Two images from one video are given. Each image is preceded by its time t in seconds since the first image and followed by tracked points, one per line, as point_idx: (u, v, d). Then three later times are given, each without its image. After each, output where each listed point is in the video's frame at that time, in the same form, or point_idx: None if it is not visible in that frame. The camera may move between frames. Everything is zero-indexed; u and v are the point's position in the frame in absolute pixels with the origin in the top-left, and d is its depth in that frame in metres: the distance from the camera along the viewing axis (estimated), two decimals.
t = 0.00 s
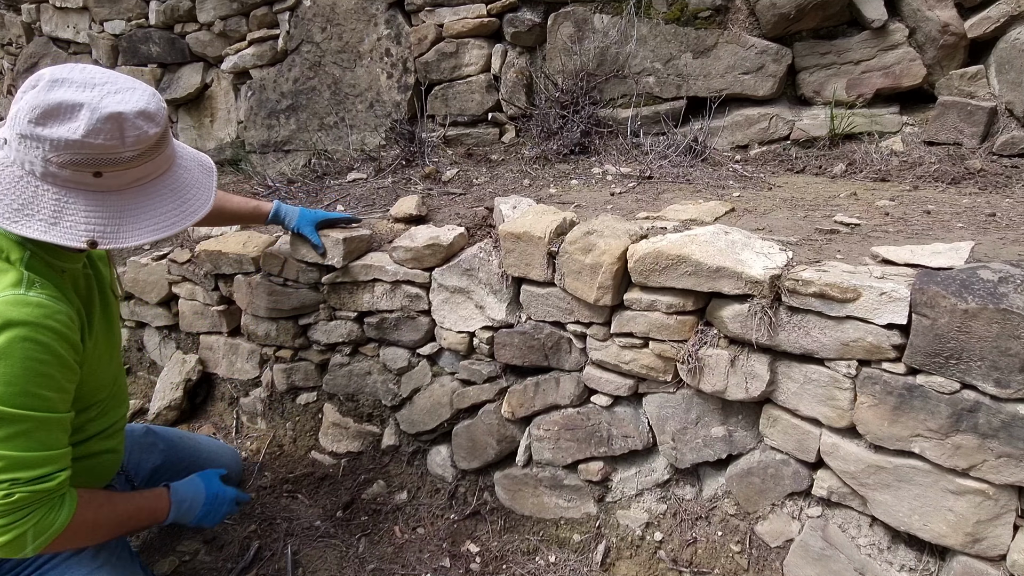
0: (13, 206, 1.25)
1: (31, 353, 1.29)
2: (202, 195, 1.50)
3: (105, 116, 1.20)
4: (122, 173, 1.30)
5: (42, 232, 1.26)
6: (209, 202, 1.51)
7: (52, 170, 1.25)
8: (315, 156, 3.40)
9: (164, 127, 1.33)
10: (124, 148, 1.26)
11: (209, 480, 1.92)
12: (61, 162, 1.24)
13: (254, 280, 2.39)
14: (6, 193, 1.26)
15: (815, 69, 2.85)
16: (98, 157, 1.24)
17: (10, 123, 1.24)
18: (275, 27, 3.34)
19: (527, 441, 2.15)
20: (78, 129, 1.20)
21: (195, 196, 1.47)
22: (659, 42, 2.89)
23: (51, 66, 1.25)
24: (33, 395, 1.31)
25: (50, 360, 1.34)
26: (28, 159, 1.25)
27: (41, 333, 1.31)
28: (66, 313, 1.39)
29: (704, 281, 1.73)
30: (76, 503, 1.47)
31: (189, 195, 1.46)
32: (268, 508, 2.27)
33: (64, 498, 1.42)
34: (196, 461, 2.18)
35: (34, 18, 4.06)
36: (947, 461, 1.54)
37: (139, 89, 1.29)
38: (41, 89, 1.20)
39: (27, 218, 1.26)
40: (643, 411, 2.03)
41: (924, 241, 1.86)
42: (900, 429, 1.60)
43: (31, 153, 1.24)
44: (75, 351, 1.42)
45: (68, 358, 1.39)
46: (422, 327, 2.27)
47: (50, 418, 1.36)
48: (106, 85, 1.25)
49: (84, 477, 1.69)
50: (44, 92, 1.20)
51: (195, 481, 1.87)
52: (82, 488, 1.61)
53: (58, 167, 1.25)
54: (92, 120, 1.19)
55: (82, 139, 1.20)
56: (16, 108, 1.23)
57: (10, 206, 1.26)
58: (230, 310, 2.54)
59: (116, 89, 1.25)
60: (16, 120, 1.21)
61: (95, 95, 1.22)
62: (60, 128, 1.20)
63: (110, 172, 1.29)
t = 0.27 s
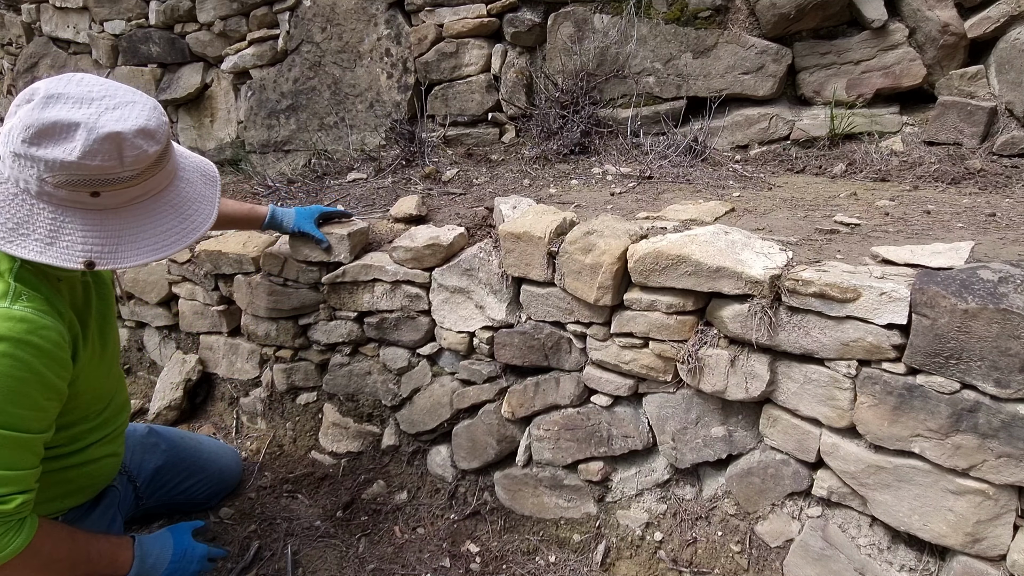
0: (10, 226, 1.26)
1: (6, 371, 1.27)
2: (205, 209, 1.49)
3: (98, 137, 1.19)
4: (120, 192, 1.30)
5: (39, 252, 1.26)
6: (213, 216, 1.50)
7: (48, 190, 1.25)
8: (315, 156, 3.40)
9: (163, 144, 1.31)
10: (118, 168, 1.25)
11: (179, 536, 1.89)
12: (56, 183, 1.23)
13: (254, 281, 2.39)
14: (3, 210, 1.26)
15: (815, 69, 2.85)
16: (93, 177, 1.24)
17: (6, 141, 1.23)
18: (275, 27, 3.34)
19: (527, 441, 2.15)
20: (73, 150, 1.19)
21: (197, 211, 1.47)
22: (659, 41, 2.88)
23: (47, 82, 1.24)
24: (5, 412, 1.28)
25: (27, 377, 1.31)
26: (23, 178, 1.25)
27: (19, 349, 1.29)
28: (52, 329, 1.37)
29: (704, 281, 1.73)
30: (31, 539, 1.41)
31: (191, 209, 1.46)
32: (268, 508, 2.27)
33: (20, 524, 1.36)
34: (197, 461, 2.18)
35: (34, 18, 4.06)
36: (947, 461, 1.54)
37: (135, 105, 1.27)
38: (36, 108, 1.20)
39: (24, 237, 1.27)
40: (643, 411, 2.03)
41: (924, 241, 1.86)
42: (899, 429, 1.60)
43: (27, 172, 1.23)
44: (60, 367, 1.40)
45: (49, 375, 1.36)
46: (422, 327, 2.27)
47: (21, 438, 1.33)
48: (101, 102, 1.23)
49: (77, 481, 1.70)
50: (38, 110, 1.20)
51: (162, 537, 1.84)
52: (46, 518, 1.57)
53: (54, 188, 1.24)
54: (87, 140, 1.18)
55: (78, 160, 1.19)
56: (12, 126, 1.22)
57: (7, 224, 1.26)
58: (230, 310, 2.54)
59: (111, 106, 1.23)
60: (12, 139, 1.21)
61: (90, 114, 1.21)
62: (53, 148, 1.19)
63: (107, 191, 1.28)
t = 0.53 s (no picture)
0: (12, 247, 1.24)
1: (24, 387, 1.27)
2: (211, 233, 1.50)
3: (113, 168, 1.18)
4: (128, 220, 1.29)
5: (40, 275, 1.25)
6: (218, 241, 1.50)
7: (56, 215, 1.23)
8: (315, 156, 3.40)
9: (175, 174, 1.31)
10: (130, 198, 1.24)
11: (190, 548, 1.86)
12: (66, 210, 1.22)
13: (254, 281, 2.39)
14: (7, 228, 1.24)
15: (815, 69, 2.85)
16: (103, 206, 1.23)
17: (15, 163, 1.21)
18: (275, 27, 3.34)
19: (527, 441, 2.15)
20: (85, 180, 1.17)
21: (203, 237, 1.47)
22: (659, 42, 2.89)
23: (62, 106, 1.21)
24: (23, 427, 1.29)
25: (44, 391, 1.31)
26: (31, 202, 1.22)
27: (36, 365, 1.29)
28: (67, 342, 1.36)
29: (704, 281, 1.73)
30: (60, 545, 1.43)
31: (197, 234, 1.46)
32: (268, 508, 2.27)
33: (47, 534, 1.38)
34: (197, 460, 2.17)
35: (34, 18, 4.06)
36: (947, 461, 1.54)
37: (150, 134, 1.25)
38: (49, 135, 1.17)
39: (26, 259, 1.25)
40: (643, 411, 2.03)
41: (924, 241, 1.86)
42: (899, 429, 1.60)
43: (35, 197, 1.21)
44: (73, 379, 1.40)
45: (65, 387, 1.37)
46: (422, 327, 2.27)
47: (39, 451, 1.33)
48: (117, 130, 1.21)
49: (78, 485, 1.69)
50: (52, 137, 1.17)
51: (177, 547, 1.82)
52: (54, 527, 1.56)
53: (62, 214, 1.23)
54: (101, 172, 1.17)
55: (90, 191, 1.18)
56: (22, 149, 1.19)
57: (10, 244, 1.24)
58: (230, 310, 2.54)
59: (127, 136, 1.22)
60: (21, 163, 1.18)
61: (105, 144, 1.19)
62: (66, 176, 1.17)
63: (115, 219, 1.28)
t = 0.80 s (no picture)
0: (42, 302, 1.27)
1: (19, 419, 1.28)
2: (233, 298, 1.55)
3: (159, 264, 1.21)
4: (159, 297, 1.34)
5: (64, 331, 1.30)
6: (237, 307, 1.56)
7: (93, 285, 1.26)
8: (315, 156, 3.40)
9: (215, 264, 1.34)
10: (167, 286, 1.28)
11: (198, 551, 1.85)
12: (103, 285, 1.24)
13: (254, 280, 2.39)
14: (40, 283, 1.26)
15: (815, 69, 2.85)
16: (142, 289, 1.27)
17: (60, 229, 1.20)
18: (275, 27, 3.34)
19: (527, 441, 2.15)
20: (129, 270, 1.20)
21: (225, 304, 1.52)
22: (659, 42, 2.89)
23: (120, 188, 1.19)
24: (18, 457, 1.30)
25: (40, 421, 1.32)
26: (70, 268, 1.24)
27: (33, 396, 1.29)
28: (67, 373, 1.37)
29: (704, 280, 1.73)
30: (53, 560, 1.44)
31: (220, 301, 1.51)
32: (268, 508, 2.27)
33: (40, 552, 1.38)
34: (196, 460, 2.17)
35: (34, 18, 4.06)
36: (947, 461, 1.54)
37: (200, 228, 1.27)
38: (103, 221, 1.16)
39: (53, 313, 1.29)
40: (643, 411, 2.03)
41: (924, 241, 1.86)
42: (899, 429, 1.60)
43: (75, 267, 1.22)
44: (72, 408, 1.40)
45: (62, 417, 1.37)
46: (422, 327, 2.27)
47: (33, 480, 1.34)
48: (170, 224, 1.22)
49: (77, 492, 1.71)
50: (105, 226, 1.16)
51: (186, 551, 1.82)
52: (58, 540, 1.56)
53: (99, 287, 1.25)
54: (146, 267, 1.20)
55: (131, 279, 1.21)
56: (70, 221, 1.18)
57: (40, 298, 1.27)
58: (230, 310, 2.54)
59: (178, 231, 1.23)
60: (68, 237, 1.18)
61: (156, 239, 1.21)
62: (112, 263, 1.19)
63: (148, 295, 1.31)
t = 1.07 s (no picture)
0: (109, 352, 1.31)
1: (59, 453, 1.30)
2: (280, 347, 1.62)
3: (236, 340, 1.29)
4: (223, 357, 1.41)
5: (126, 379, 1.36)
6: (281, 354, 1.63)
7: (164, 343, 1.31)
8: (315, 156, 3.40)
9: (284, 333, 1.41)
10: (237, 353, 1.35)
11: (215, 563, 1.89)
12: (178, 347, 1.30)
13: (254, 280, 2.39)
14: (111, 335, 1.30)
15: (815, 69, 2.85)
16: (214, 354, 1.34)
17: (145, 294, 1.24)
18: (275, 27, 3.34)
19: (527, 441, 2.15)
20: (209, 341, 1.27)
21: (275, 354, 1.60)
22: (659, 42, 2.89)
23: (214, 266, 1.23)
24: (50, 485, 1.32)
25: (77, 453, 1.33)
26: (147, 327, 1.28)
27: (75, 431, 1.31)
28: (115, 410, 1.38)
29: (704, 281, 1.73)
30: None
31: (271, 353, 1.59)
32: (268, 507, 2.27)
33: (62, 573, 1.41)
34: (198, 461, 2.17)
35: (34, 18, 4.06)
36: (947, 461, 1.54)
37: (279, 303, 1.34)
38: (196, 301, 1.21)
39: (119, 363, 1.34)
40: (643, 411, 2.03)
41: (924, 241, 1.86)
42: (900, 429, 1.60)
43: (154, 327, 1.27)
44: (110, 440, 1.42)
45: (99, 450, 1.39)
46: (422, 327, 2.27)
47: (61, 508, 1.36)
48: (253, 300, 1.29)
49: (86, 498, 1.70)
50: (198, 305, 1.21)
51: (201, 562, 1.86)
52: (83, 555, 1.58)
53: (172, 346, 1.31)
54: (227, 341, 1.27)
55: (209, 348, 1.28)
56: (159, 291, 1.22)
57: (108, 349, 1.31)
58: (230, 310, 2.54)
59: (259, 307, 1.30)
60: (156, 307, 1.22)
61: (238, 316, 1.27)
62: (194, 335, 1.25)
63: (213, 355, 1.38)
